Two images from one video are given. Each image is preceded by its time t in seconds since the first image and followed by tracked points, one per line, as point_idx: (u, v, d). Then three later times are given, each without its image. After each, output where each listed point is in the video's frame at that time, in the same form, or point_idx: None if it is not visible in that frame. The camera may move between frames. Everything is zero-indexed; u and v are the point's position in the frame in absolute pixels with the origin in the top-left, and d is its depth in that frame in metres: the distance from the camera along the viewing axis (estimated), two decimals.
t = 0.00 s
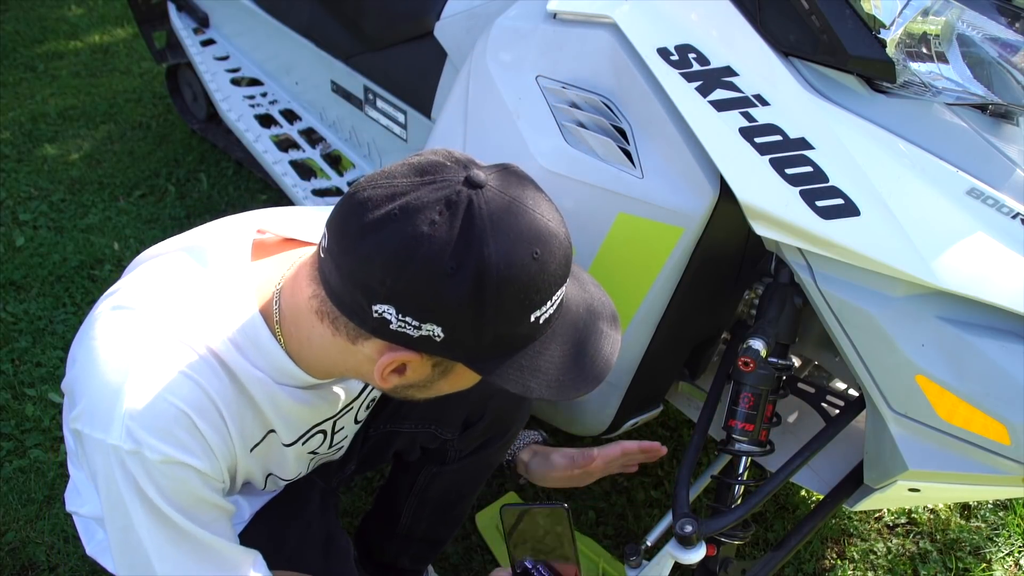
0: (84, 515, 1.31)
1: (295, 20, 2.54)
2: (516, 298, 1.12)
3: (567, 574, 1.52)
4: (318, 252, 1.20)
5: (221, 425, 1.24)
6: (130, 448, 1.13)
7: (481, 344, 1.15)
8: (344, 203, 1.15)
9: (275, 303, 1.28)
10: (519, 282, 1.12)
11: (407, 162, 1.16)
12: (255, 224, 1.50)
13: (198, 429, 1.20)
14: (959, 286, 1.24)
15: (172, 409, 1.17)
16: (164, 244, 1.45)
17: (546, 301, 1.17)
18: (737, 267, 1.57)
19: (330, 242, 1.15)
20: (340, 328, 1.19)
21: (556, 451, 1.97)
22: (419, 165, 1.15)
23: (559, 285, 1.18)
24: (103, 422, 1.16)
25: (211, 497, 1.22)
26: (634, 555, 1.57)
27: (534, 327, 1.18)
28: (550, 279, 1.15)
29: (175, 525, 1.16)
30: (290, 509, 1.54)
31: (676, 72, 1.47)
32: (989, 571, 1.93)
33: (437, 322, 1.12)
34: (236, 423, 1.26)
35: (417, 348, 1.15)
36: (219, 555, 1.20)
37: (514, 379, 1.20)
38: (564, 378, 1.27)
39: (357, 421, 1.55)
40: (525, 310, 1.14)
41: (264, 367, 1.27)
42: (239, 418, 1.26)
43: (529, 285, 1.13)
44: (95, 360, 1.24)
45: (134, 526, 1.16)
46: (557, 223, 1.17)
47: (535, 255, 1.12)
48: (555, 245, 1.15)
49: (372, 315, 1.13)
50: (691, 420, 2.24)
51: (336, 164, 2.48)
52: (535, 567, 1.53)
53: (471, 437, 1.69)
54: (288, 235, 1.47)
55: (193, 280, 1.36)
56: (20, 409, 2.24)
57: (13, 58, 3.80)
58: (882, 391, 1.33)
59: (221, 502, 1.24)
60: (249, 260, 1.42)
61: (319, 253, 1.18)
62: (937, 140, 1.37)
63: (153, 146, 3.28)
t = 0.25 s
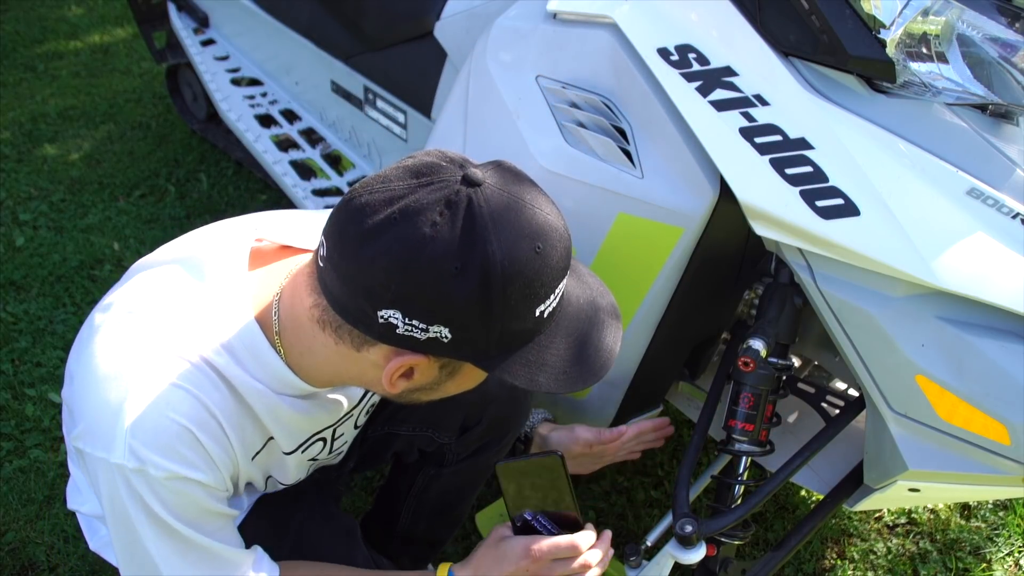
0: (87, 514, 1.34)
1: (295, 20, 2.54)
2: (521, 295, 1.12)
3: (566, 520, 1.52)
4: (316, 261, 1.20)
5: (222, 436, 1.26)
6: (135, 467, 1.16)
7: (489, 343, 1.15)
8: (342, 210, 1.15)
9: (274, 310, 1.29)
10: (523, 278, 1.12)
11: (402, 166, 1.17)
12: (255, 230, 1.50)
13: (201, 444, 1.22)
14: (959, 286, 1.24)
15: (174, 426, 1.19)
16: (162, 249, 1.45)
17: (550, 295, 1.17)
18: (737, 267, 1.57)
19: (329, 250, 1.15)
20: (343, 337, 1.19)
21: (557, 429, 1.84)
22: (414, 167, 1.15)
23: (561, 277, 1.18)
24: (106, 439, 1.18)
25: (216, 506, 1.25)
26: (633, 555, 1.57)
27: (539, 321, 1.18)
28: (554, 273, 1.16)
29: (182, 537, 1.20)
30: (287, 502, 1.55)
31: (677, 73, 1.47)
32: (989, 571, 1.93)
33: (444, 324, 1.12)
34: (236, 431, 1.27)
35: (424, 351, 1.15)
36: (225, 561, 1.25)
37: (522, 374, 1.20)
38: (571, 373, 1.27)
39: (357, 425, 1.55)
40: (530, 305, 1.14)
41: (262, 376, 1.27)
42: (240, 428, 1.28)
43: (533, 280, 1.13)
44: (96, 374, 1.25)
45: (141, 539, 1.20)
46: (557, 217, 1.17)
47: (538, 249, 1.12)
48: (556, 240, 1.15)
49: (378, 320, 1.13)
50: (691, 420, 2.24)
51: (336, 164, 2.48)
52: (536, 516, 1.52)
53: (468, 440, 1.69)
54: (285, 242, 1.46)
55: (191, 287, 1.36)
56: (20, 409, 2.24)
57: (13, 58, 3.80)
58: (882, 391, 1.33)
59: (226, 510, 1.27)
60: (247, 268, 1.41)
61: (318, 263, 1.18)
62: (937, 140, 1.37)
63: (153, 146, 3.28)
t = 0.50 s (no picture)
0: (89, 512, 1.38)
1: (295, 20, 2.54)
2: (501, 326, 1.12)
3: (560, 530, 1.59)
4: (302, 278, 1.20)
5: (210, 449, 1.26)
6: (121, 481, 1.18)
7: (468, 372, 1.15)
8: (328, 229, 1.15)
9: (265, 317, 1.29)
10: (504, 308, 1.11)
11: (390, 187, 1.16)
12: (246, 241, 1.50)
13: (189, 457, 1.22)
14: (958, 286, 1.24)
15: (160, 439, 1.20)
16: (148, 263, 1.46)
17: (533, 327, 1.17)
18: (737, 267, 1.57)
19: (313, 269, 1.15)
20: (326, 356, 1.19)
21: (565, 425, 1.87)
22: (402, 190, 1.15)
23: (547, 308, 1.18)
24: (94, 453, 1.20)
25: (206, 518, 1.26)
26: (634, 555, 1.57)
27: (522, 352, 1.18)
28: (537, 305, 1.15)
29: (171, 549, 1.21)
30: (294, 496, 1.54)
31: (677, 73, 1.47)
32: (989, 571, 1.93)
33: (422, 351, 1.12)
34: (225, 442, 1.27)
35: (403, 376, 1.15)
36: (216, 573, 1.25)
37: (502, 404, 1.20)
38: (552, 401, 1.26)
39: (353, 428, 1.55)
40: (511, 336, 1.14)
41: (250, 389, 1.28)
42: (228, 437, 1.28)
43: (515, 310, 1.13)
44: (88, 386, 1.27)
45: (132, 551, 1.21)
46: (544, 246, 1.16)
47: (520, 280, 1.12)
48: (542, 270, 1.14)
49: (356, 344, 1.14)
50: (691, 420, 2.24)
51: (335, 164, 2.48)
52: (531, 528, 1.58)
53: (469, 439, 1.69)
54: (276, 254, 1.46)
55: (183, 299, 1.37)
56: (20, 408, 2.24)
57: (13, 58, 3.80)
58: (882, 391, 1.33)
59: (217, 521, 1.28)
60: (236, 281, 1.41)
61: (303, 280, 1.18)
62: (937, 140, 1.37)
63: (153, 146, 3.28)
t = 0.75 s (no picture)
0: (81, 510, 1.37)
1: (295, 20, 2.54)
2: (484, 311, 1.11)
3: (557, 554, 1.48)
4: (292, 265, 1.20)
5: (198, 438, 1.25)
6: (106, 468, 1.16)
7: (453, 357, 1.14)
8: (315, 215, 1.15)
9: (256, 314, 1.28)
10: (487, 292, 1.11)
11: (378, 173, 1.16)
12: (248, 233, 1.50)
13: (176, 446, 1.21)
14: (958, 286, 1.24)
15: (146, 426, 1.19)
16: (156, 253, 1.46)
17: (518, 314, 1.16)
18: (737, 268, 1.57)
19: (300, 254, 1.15)
20: (314, 342, 1.19)
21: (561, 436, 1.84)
22: (388, 175, 1.15)
23: (533, 295, 1.17)
24: (80, 441, 1.19)
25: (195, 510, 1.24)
26: (634, 555, 1.57)
27: (509, 339, 1.17)
28: (521, 291, 1.14)
29: (157, 541, 1.20)
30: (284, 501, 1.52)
31: (677, 72, 1.47)
32: (989, 571, 1.92)
33: (405, 336, 1.11)
34: (213, 431, 1.27)
35: (388, 362, 1.15)
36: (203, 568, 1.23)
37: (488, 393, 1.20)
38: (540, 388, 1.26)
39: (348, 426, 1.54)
40: (495, 322, 1.13)
41: (243, 379, 1.27)
42: (217, 428, 1.27)
43: (499, 295, 1.12)
44: (77, 372, 1.27)
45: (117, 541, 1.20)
46: (529, 230, 1.16)
47: (502, 265, 1.11)
48: (526, 256, 1.14)
49: (341, 328, 1.13)
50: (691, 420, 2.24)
51: (336, 164, 2.48)
52: (526, 550, 1.50)
53: (468, 442, 1.69)
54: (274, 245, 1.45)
55: (181, 291, 1.37)
56: (20, 408, 2.24)
57: (13, 58, 3.80)
58: (882, 391, 1.33)
59: (207, 514, 1.26)
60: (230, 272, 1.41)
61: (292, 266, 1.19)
62: (937, 140, 1.37)
63: (153, 146, 3.28)
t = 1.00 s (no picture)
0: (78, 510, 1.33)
1: (296, 20, 2.54)
2: (506, 269, 1.11)
3: None
4: (304, 239, 1.20)
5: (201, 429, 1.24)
6: (108, 454, 1.14)
7: (474, 319, 1.14)
8: (328, 186, 1.14)
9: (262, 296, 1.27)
10: (508, 251, 1.11)
11: (389, 143, 1.16)
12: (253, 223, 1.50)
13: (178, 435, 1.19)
14: (958, 286, 1.24)
15: (150, 413, 1.17)
16: (170, 240, 1.45)
17: (535, 272, 1.16)
18: (736, 268, 1.57)
19: (315, 226, 1.15)
20: (329, 313, 1.18)
21: (557, 437, 1.81)
22: (401, 144, 1.15)
23: (548, 254, 1.18)
24: (82, 427, 1.17)
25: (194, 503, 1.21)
26: (633, 555, 1.57)
27: (526, 299, 1.18)
28: (539, 251, 1.15)
29: (154, 534, 1.16)
30: (283, 508, 1.52)
31: (677, 72, 1.47)
32: (989, 571, 1.92)
33: (428, 297, 1.11)
34: (216, 422, 1.25)
35: (410, 327, 1.15)
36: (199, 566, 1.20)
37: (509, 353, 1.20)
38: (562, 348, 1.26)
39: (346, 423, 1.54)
40: (515, 282, 1.13)
41: (251, 368, 1.26)
42: (219, 420, 1.26)
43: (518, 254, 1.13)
44: (80, 360, 1.25)
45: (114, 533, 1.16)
46: (542, 192, 1.17)
47: (523, 224, 1.12)
48: (541, 215, 1.15)
49: (362, 295, 1.12)
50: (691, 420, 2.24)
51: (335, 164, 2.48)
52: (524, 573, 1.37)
53: (468, 440, 1.70)
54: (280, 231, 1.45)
55: (188, 280, 1.35)
56: (20, 408, 2.24)
57: (13, 58, 3.80)
58: (882, 391, 1.33)
59: (205, 509, 1.24)
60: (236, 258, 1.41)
61: (306, 240, 1.18)
62: (937, 140, 1.37)
63: (153, 146, 3.28)
